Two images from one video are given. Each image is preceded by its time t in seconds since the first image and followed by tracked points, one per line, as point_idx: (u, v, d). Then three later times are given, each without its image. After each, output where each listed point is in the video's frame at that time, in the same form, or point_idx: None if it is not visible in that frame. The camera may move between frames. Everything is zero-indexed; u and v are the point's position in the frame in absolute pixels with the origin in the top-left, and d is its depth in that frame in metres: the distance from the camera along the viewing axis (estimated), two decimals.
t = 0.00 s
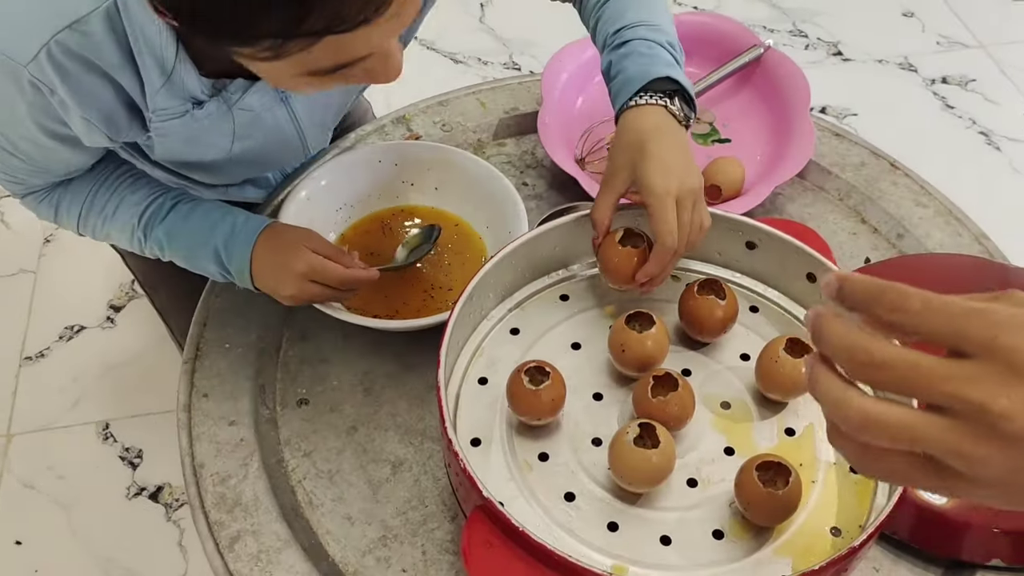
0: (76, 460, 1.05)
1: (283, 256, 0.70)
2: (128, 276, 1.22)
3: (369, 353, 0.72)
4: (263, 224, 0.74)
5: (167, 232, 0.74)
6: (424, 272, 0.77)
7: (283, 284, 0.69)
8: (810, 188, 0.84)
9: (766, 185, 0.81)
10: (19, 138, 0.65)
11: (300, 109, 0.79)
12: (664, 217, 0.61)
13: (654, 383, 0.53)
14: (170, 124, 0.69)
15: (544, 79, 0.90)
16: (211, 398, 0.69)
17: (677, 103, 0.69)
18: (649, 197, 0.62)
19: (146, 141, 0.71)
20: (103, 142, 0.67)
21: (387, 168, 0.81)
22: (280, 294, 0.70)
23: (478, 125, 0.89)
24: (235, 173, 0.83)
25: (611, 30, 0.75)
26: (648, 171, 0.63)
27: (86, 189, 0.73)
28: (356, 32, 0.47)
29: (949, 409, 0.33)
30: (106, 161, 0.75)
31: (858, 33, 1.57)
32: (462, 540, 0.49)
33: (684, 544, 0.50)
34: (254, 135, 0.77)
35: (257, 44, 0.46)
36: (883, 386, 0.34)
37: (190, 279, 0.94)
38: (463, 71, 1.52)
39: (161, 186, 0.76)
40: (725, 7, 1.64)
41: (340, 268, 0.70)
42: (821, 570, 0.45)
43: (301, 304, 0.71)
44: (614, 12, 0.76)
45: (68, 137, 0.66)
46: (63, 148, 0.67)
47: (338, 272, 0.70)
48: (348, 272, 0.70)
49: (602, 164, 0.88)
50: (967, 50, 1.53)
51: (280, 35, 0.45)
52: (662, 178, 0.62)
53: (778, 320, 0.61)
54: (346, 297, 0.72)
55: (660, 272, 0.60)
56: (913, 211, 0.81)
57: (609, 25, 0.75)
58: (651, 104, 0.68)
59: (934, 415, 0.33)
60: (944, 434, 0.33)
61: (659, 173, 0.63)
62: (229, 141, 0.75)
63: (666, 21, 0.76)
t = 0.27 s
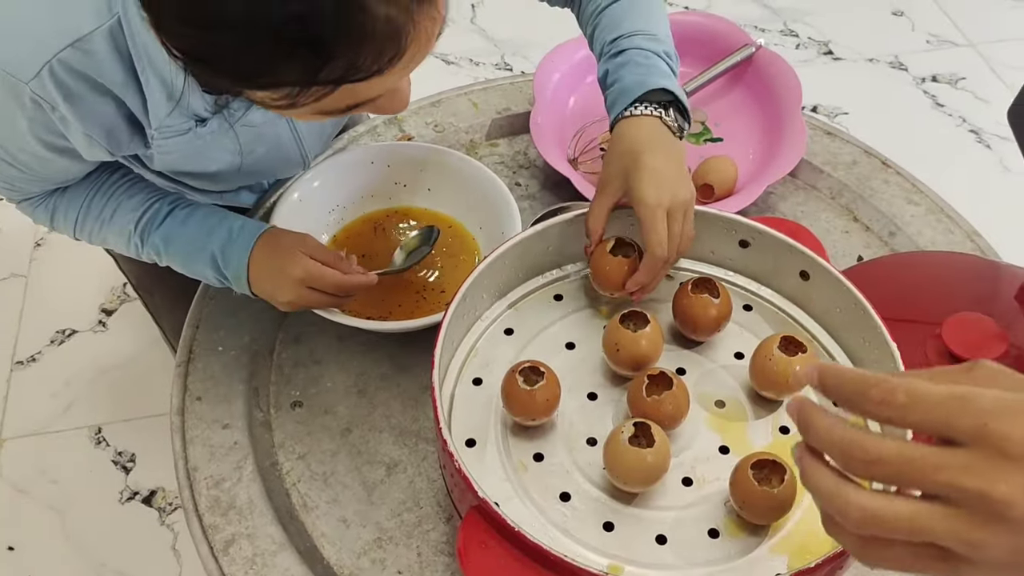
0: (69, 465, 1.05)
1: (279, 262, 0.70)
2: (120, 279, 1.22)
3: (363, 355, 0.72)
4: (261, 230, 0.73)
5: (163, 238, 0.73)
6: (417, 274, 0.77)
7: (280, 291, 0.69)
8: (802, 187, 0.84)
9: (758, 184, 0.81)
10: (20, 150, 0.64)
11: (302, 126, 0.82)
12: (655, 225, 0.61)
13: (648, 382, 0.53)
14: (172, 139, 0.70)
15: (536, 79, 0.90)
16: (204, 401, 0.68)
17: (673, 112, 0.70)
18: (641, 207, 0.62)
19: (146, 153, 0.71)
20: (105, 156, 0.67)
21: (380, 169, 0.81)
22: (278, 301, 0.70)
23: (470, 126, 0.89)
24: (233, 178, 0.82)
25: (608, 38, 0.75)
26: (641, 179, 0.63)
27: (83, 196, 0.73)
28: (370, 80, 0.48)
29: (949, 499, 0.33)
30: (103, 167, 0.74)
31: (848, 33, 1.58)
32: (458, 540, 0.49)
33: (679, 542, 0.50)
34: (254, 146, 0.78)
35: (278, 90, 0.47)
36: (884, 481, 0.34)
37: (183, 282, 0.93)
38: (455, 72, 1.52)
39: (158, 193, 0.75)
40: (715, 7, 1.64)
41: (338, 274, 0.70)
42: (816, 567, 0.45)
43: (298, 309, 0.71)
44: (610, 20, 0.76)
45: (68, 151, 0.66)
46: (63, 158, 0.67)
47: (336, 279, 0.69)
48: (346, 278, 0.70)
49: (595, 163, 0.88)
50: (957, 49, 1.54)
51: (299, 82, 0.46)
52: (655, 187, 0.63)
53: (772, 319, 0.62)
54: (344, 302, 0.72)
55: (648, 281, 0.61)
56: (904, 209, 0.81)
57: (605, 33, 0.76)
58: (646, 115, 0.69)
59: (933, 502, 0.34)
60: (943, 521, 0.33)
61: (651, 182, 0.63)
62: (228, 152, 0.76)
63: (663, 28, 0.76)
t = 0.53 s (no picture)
0: (62, 470, 1.04)
1: (274, 267, 0.70)
2: (112, 284, 1.21)
3: (356, 358, 0.72)
4: (256, 233, 0.73)
5: (156, 242, 0.73)
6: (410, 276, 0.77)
7: (276, 294, 0.69)
8: (795, 186, 0.84)
9: (751, 184, 0.81)
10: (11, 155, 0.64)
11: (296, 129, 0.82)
12: (650, 208, 0.60)
13: (642, 383, 0.53)
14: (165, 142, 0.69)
15: (528, 81, 0.90)
16: (197, 405, 0.68)
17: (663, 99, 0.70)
18: (636, 191, 0.62)
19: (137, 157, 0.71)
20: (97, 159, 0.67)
21: (373, 171, 0.81)
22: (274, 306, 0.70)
23: (462, 127, 0.89)
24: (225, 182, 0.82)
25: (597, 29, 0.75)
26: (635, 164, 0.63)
27: (73, 199, 0.73)
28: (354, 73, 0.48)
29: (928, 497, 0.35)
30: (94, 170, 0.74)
31: (840, 32, 1.58)
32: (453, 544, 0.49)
33: (674, 544, 0.50)
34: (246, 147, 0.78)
35: (260, 83, 0.47)
36: (866, 486, 0.36)
37: (175, 287, 0.93)
38: (447, 74, 1.52)
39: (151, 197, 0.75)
40: (708, 7, 1.64)
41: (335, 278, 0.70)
42: (810, 568, 0.45)
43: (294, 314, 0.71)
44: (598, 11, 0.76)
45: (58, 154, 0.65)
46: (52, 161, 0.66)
47: (332, 282, 0.70)
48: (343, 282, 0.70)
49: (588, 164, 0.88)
50: (949, 48, 1.54)
51: (279, 76, 0.46)
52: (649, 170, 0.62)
53: (765, 319, 0.62)
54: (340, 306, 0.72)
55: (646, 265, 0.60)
56: (897, 208, 0.81)
57: (594, 24, 0.76)
58: (637, 101, 0.69)
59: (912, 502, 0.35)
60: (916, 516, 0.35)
61: (645, 165, 0.63)
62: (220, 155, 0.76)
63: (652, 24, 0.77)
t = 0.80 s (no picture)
0: (56, 474, 1.04)
1: (268, 263, 0.69)
2: (105, 286, 1.21)
3: (351, 359, 0.72)
4: (250, 230, 0.72)
5: (148, 240, 0.72)
6: (404, 278, 0.76)
7: (269, 291, 0.69)
8: (790, 185, 0.84)
9: (745, 183, 0.81)
10: None
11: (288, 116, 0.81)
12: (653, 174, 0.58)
13: (638, 383, 0.53)
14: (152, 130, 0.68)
15: (521, 80, 0.90)
16: (191, 408, 0.68)
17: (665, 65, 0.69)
18: (637, 157, 0.60)
19: (125, 148, 0.70)
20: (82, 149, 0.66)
21: (366, 172, 0.80)
22: (268, 301, 0.69)
23: (456, 127, 0.89)
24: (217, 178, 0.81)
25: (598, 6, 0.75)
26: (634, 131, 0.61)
27: (63, 196, 0.72)
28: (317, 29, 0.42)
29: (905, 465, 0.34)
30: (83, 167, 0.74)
31: (833, 30, 1.59)
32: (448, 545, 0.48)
33: (670, 544, 0.50)
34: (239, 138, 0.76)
35: (212, 35, 0.41)
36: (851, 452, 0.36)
37: (168, 288, 0.93)
38: (441, 74, 1.51)
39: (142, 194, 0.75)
40: (701, 6, 1.64)
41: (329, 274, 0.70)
42: (808, 568, 0.45)
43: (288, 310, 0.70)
44: None
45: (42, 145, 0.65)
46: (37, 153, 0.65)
47: (327, 278, 0.69)
48: (338, 278, 0.70)
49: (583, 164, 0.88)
50: (942, 45, 1.54)
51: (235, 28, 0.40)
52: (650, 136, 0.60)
53: (760, 318, 0.61)
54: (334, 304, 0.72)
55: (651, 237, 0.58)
56: (892, 206, 0.81)
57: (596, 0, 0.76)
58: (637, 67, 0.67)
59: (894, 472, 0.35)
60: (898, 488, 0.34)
61: (645, 131, 0.61)
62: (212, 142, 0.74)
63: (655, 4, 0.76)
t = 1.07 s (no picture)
0: (47, 475, 1.03)
1: (257, 258, 0.69)
2: (98, 286, 1.20)
3: (345, 359, 0.71)
4: (238, 225, 0.72)
5: (135, 235, 0.72)
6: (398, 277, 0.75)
7: (257, 285, 0.68)
8: (788, 183, 0.84)
9: (743, 181, 0.81)
10: None
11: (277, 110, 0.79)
12: (632, 242, 0.51)
13: (635, 383, 0.53)
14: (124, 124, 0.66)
15: (517, 77, 0.89)
16: (183, 409, 0.67)
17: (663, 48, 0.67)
18: (620, 211, 0.53)
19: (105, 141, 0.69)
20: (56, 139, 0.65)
21: (361, 171, 0.79)
22: (256, 297, 0.68)
23: (451, 125, 0.88)
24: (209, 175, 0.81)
25: None
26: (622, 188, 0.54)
27: (49, 190, 0.71)
28: None
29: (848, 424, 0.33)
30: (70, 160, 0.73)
31: (830, 28, 1.58)
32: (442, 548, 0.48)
33: (669, 546, 0.50)
34: (223, 135, 0.74)
35: None
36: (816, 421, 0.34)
37: (161, 288, 0.92)
38: (437, 72, 1.51)
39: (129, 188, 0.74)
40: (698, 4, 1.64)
41: (317, 269, 0.69)
42: (809, 569, 0.44)
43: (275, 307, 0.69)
44: None
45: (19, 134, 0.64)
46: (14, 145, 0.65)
47: (317, 275, 0.69)
48: (327, 273, 0.69)
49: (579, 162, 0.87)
50: (940, 43, 1.54)
51: None
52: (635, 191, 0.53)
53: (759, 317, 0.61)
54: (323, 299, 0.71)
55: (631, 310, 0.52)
56: (890, 203, 0.81)
57: None
58: (637, 112, 0.60)
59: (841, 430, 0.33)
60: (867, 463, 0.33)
61: (632, 186, 0.54)
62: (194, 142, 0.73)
63: None
